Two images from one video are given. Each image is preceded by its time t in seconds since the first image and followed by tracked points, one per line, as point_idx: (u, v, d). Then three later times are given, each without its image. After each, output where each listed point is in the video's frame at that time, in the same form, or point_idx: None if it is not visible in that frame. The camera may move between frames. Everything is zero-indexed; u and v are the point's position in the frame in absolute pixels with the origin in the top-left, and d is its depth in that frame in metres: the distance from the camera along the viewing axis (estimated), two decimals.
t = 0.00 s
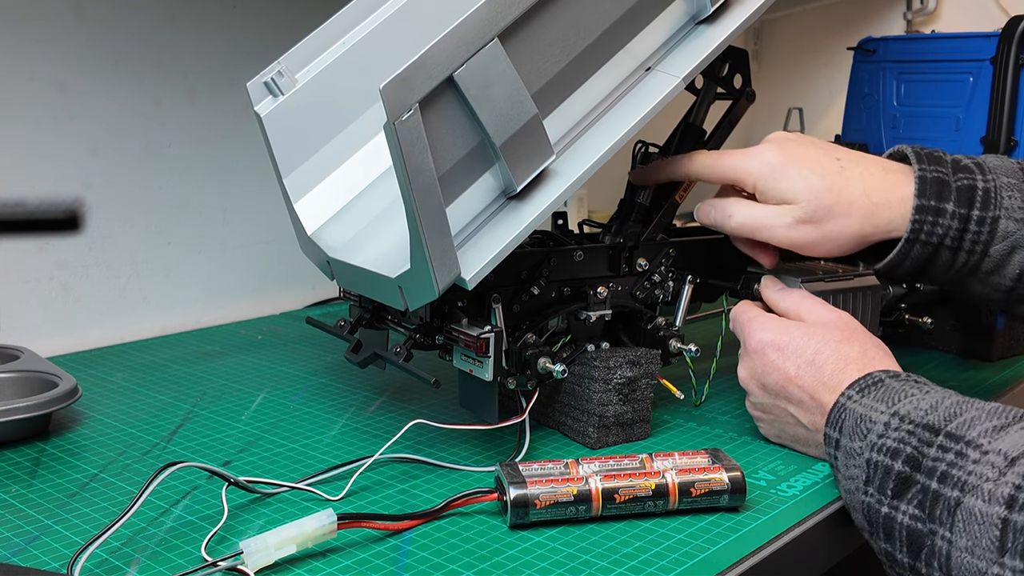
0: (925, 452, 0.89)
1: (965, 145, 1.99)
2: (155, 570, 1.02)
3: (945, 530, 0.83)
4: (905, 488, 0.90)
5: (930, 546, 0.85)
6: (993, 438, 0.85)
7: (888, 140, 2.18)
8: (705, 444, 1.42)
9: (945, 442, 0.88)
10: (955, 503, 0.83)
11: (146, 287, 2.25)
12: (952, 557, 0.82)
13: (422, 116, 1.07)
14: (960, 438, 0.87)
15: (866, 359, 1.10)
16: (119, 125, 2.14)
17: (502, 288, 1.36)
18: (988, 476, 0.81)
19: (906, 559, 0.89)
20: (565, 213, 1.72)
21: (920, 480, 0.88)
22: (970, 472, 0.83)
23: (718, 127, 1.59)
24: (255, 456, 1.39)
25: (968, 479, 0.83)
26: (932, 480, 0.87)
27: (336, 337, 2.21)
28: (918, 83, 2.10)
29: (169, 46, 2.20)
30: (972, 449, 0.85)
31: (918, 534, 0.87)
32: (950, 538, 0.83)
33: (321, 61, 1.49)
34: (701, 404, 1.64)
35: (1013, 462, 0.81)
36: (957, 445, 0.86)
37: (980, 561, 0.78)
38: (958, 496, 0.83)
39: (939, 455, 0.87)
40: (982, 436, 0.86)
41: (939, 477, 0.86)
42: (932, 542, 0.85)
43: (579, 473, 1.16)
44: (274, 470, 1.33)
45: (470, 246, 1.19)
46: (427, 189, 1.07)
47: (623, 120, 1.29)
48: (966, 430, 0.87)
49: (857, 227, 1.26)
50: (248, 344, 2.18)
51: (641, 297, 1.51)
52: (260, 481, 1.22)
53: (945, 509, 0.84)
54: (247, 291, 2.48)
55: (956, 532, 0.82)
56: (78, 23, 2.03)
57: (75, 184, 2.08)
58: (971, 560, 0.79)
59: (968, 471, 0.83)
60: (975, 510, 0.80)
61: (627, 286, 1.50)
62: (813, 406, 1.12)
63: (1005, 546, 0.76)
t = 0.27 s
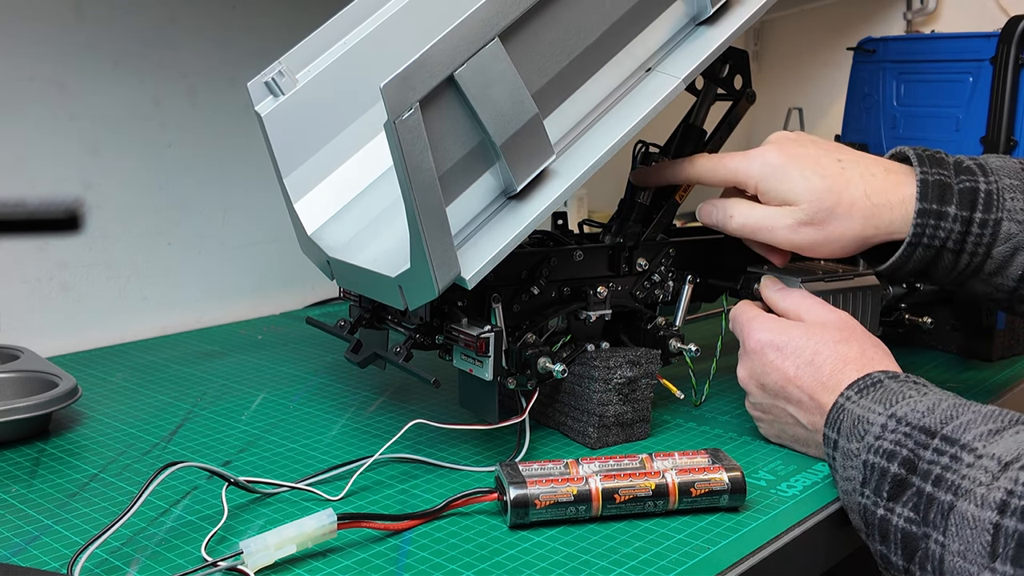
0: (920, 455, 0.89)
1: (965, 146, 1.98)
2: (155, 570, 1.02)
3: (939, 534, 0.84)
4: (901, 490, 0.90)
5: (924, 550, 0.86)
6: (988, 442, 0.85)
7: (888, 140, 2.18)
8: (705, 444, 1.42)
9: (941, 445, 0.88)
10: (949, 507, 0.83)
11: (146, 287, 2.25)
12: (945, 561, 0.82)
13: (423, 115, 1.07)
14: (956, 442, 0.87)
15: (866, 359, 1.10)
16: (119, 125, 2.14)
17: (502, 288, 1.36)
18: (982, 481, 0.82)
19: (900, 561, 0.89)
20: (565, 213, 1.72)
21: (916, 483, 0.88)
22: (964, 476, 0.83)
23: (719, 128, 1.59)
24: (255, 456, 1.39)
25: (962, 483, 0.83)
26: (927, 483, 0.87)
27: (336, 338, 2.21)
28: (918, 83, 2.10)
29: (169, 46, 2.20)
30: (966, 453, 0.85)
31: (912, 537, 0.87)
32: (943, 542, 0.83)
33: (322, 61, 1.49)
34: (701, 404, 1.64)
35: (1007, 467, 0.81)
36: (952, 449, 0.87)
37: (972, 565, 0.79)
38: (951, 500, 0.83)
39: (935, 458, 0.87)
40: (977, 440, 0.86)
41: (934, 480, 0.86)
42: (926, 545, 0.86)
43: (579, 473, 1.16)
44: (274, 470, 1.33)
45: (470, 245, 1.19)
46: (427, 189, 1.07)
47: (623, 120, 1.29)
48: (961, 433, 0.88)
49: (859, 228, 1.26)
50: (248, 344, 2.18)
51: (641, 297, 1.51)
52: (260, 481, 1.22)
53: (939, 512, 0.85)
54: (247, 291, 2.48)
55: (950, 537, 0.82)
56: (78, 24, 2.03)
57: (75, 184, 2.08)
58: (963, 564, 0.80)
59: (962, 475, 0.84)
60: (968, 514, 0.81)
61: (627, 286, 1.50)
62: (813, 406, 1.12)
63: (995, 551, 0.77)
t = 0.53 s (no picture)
0: (919, 456, 0.89)
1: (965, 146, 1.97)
2: (155, 570, 1.02)
3: (937, 535, 0.84)
4: (900, 492, 0.91)
5: (922, 551, 0.86)
6: (986, 443, 0.85)
7: (888, 141, 2.18)
8: (705, 444, 1.42)
9: (940, 446, 0.88)
10: (948, 509, 0.84)
11: (146, 287, 2.25)
12: (944, 563, 0.82)
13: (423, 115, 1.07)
14: (955, 443, 0.87)
15: (866, 359, 1.10)
16: (119, 125, 2.14)
17: (502, 288, 1.36)
18: (981, 483, 0.82)
19: (898, 562, 0.90)
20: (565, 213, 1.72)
21: (915, 484, 0.89)
22: (963, 478, 0.83)
23: (720, 129, 1.59)
24: (255, 456, 1.39)
25: (961, 485, 0.83)
26: (926, 485, 0.87)
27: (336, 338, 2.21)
28: (918, 83, 2.10)
29: (169, 46, 2.20)
30: (965, 455, 0.85)
31: (911, 538, 0.88)
32: (942, 544, 0.83)
33: (323, 61, 1.50)
34: (701, 404, 1.64)
35: (1005, 469, 0.81)
36: (951, 450, 0.87)
37: (970, 566, 0.79)
38: (950, 502, 0.83)
39: (934, 460, 0.87)
40: (976, 442, 0.86)
41: (933, 482, 0.86)
42: (925, 547, 0.86)
43: (580, 473, 1.16)
44: (274, 470, 1.33)
45: (470, 245, 1.19)
46: (427, 188, 1.07)
47: (623, 121, 1.29)
48: (961, 435, 0.87)
49: (867, 221, 1.26)
50: (248, 344, 2.18)
51: (641, 297, 1.51)
52: (260, 481, 1.22)
53: (937, 514, 0.85)
54: (247, 291, 2.48)
55: (948, 538, 0.82)
56: (78, 24, 2.03)
57: (75, 184, 2.08)
58: (961, 566, 0.80)
59: (961, 477, 0.84)
60: (966, 516, 0.81)
61: (627, 286, 1.50)
62: (813, 406, 1.12)
63: (993, 553, 0.76)
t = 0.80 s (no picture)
0: (919, 456, 0.89)
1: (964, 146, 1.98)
2: (155, 570, 1.02)
3: (936, 535, 0.84)
4: (900, 492, 0.91)
5: (922, 551, 0.86)
6: (985, 444, 0.85)
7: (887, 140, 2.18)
8: (705, 444, 1.42)
9: (939, 446, 0.88)
10: (947, 509, 0.83)
11: (146, 287, 2.25)
12: (943, 563, 0.82)
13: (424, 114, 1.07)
14: (954, 443, 0.87)
15: (866, 359, 1.10)
16: (119, 124, 2.14)
17: (502, 288, 1.36)
18: (980, 483, 0.82)
19: (898, 562, 0.90)
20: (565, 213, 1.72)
21: (915, 484, 0.89)
22: (962, 478, 0.83)
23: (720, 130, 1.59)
24: (255, 456, 1.39)
25: (960, 485, 0.83)
26: (926, 485, 0.87)
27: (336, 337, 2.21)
28: (918, 84, 2.10)
29: (169, 46, 2.21)
30: (964, 455, 0.85)
31: (910, 538, 0.88)
32: (941, 544, 0.83)
33: (325, 60, 1.50)
34: (701, 404, 1.64)
35: (1005, 469, 0.81)
36: (950, 450, 0.87)
37: (969, 567, 0.79)
38: (949, 503, 0.83)
39: (933, 460, 0.87)
40: (975, 442, 0.86)
41: (932, 482, 0.86)
42: (925, 547, 0.86)
43: (580, 473, 1.16)
44: (274, 470, 1.33)
45: (471, 245, 1.19)
46: (428, 188, 1.07)
47: (624, 121, 1.29)
48: (960, 435, 0.87)
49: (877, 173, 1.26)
50: (248, 344, 2.18)
51: (641, 297, 1.51)
52: (260, 481, 1.22)
53: (937, 514, 0.85)
54: (247, 291, 2.48)
55: (947, 539, 0.82)
56: (78, 23, 2.03)
57: (75, 184, 2.08)
58: (960, 566, 0.80)
59: (960, 477, 0.84)
60: (965, 517, 0.81)
61: (627, 286, 1.50)
62: (813, 406, 1.13)
63: (992, 554, 0.76)
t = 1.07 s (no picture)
0: (919, 456, 0.89)
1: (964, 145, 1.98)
2: (155, 570, 1.02)
3: (936, 535, 0.84)
4: (900, 492, 0.91)
5: (923, 550, 0.86)
6: (986, 443, 0.85)
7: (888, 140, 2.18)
8: (705, 444, 1.42)
9: (939, 446, 0.88)
10: (947, 509, 0.84)
11: (146, 287, 2.25)
12: (943, 562, 0.82)
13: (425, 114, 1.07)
14: (955, 443, 0.87)
15: (866, 359, 1.10)
16: (120, 124, 2.14)
17: (502, 288, 1.36)
18: (980, 483, 0.82)
19: (898, 562, 0.90)
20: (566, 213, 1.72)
21: (916, 484, 0.89)
22: (962, 478, 0.83)
23: (721, 130, 1.59)
24: (255, 456, 1.39)
25: (960, 484, 0.83)
26: (926, 485, 0.87)
27: (337, 337, 2.21)
28: (918, 84, 2.10)
29: (169, 46, 2.21)
30: (965, 455, 0.85)
31: (911, 538, 0.88)
32: (941, 544, 0.83)
33: (326, 60, 1.51)
34: (701, 404, 1.64)
35: (1005, 468, 0.81)
36: (950, 450, 0.87)
37: (969, 566, 0.79)
38: (949, 502, 0.83)
39: (933, 460, 0.87)
40: (975, 441, 0.86)
41: (933, 481, 0.86)
42: (925, 546, 0.86)
43: (580, 473, 1.16)
44: (274, 470, 1.33)
45: (471, 245, 1.19)
46: (429, 187, 1.07)
47: (625, 122, 1.29)
48: (960, 434, 0.87)
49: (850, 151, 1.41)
50: (248, 344, 2.18)
51: (641, 297, 1.51)
52: (260, 481, 1.22)
53: (937, 514, 0.85)
54: (247, 291, 2.48)
55: (947, 538, 0.82)
56: (78, 23, 2.03)
57: (75, 184, 2.08)
58: (960, 565, 0.80)
59: (960, 477, 0.84)
60: (965, 516, 0.81)
61: (627, 286, 1.50)
62: (813, 406, 1.13)
63: (992, 553, 0.76)
